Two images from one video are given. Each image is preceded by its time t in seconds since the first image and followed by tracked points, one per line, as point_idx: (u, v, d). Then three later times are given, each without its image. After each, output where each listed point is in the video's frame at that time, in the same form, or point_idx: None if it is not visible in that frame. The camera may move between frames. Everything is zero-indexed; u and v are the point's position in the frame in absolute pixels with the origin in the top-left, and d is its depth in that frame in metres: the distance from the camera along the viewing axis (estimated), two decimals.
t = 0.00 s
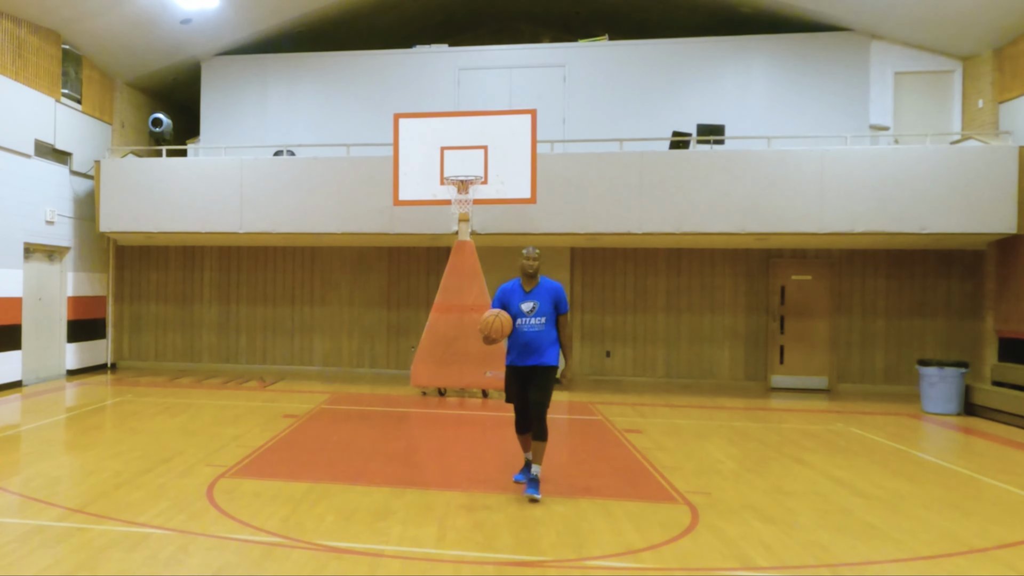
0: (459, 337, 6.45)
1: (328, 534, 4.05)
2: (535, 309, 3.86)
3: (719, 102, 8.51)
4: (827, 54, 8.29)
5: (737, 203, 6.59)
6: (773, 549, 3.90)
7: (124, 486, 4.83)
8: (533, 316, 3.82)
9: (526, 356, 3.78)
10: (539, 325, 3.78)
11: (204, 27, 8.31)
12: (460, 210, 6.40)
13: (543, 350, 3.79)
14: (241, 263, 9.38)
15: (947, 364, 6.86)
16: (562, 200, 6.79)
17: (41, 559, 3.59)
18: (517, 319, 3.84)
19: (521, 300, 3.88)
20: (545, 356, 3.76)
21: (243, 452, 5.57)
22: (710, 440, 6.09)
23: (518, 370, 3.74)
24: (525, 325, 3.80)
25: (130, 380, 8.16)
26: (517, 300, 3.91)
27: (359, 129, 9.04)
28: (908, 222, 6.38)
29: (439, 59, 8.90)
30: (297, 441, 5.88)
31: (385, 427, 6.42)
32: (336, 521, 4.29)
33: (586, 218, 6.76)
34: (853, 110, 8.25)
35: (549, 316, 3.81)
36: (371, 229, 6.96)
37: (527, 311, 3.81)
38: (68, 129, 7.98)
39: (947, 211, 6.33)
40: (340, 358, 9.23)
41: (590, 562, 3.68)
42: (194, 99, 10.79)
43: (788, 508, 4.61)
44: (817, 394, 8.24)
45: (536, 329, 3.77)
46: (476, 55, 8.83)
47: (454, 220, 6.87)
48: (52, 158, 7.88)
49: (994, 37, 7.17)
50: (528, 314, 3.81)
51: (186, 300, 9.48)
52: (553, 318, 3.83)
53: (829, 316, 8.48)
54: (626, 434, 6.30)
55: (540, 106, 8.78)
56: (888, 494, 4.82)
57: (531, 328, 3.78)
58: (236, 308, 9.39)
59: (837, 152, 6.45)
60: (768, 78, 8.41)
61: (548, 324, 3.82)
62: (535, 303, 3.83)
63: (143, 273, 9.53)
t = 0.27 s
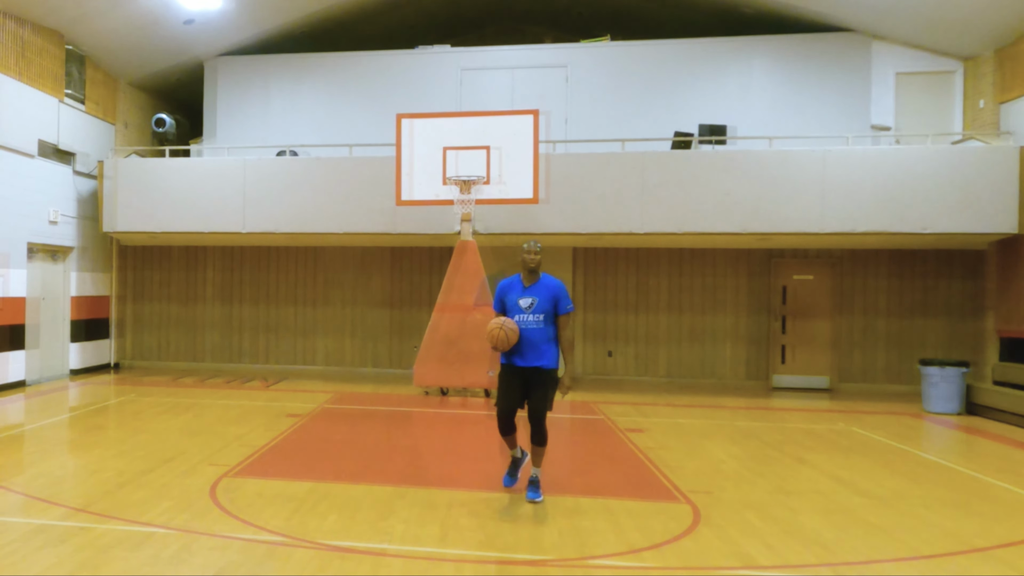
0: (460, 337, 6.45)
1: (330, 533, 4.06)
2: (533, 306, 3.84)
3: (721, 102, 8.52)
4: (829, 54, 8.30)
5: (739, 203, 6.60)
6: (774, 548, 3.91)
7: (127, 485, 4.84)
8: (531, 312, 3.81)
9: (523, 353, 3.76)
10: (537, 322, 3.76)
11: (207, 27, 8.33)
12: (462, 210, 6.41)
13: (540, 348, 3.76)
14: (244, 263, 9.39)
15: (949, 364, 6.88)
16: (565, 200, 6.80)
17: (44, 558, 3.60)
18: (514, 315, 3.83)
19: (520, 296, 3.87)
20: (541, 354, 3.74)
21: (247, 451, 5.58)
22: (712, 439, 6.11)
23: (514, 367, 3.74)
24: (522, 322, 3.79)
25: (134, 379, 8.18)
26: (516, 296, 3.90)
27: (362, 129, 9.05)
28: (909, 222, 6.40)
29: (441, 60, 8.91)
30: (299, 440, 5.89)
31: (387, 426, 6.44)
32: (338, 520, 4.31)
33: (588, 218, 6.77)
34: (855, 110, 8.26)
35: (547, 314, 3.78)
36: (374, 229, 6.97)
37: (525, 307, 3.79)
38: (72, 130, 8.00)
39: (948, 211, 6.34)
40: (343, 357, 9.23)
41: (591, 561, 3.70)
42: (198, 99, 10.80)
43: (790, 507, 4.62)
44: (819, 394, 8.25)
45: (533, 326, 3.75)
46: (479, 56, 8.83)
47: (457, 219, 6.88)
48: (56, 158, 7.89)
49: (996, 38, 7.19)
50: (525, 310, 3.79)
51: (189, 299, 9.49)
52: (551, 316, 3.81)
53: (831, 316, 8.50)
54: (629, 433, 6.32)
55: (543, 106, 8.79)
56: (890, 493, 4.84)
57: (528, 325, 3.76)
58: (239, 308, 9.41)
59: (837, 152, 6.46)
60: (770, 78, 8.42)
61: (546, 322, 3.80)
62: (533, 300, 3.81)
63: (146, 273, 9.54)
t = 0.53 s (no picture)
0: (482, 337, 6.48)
1: (354, 531, 4.11)
2: (526, 309, 3.25)
3: (740, 103, 8.57)
4: (847, 55, 8.33)
5: (761, 204, 6.64)
6: (793, 546, 3.96)
7: (151, 483, 4.89)
8: (524, 316, 3.21)
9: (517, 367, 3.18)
10: (532, 327, 3.18)
11: (230, 29, 8.38)
12: (483, 210, 6.36)
13: (538, 360, 3.17)
14: (267, 263, 9.43)
15: (966, 363, 6.92)
16: (584, 201, 6.85)
17: (70, 556, 3.65)
18: (504, 321, 3.24)
19: (509, 299, 3.27)
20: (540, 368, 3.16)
21: (269, 449, 5.62)
22: (730, 438, 6.15)
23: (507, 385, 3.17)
24: (513, 329, 3.20)
25: (154, 378, 8.25)
26: (505, 298, 3.29)
27: (383, 130, 9.09)
28: (928, 222, 6.44)
29: (461, 61, 8.97)
30: (321, 439, 5.94)
31: (410, 425, 6.48)
32: (361, 518, 4.35)
33: (608, 219, 6.82)
34: (874, 110, 8.28)
35: (542, 318, 3.20)
36: (396, 229, 7.02)
37: (517, 311, 3.19)
38: (96, 131, 8.03)
39: (966, 212, 6.38)
40: (365, 357, 9.28)
41: (611, 559, 3.74)
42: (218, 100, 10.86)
43: (809, 505, 4.67)
44: (836, 393, 8.30)
45: (527, 333, 3.18)
46: (499, 57, 8.88)
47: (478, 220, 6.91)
48: (80, 159, 7.94)
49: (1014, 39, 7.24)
50: (518, 315, 3.19)
51: (212, 299, 9.54)
52: (547, 320, 3.23)
53: (849, 315, 8.55)
54: (648, 432, 6.36)
55: (562, 108, 8.84)
56: (907, 492, 4.88)
57: (522, 331, 3.19)
58: (263, 307, 9.45)
59: (856, 152, 6.51)
60: (788, 80, 8.47)
61: (542, 327, 3.20)
62: (527, 302, 3.23)
63: (169, 273, 9.59)
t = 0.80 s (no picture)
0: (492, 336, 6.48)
1: (364, 530, 4.12)
2: (526, 308, 3.08)
3: (748, 104, 8.58)
4: (853, 55, 8.34)
5: (770, 204, 6.66)
6: (801, 545, 3.97)
7: (160, 482, 4.91)
8: (523, 315, 3.05)
9: (514, 368, 3.03)
10: (531, 327, 3.02)
11: (239, 30, 8.39)
12: (492, 211, 6.36)
13: (537, 361, 3.00)
14: (277, 263, 9.45)
15: (973, 363, 6.94)
16: (593, 201, 6.87)
17: (80, 555, 3.66)
18: (503, 320, 3.10)
19: (509, 296, 3.12)
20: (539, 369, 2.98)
21: (278, 449, 5.64)
22: (738, 437, 6.16)
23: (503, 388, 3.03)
24: (512, 328, 3.05)
25: (163, 378, 8.28)
26: (505, 295, 3.15)
27: (392, 131, 9.11)
28: (935, 222, 6.45)
29: (470, 62, 8.98)
30: (330, 438, 5.96)
31: (420, 425, 6.50)
32: (370, 517, 4.36)
33: (617, 219, 6.83)
34: (881, 111, 8.31)
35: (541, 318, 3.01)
36: (406, 230, 7.03)
37: (516, 310, 3.04)
38: (106, 132, 8.05)
39: (974, 212, 6.39)
40: (374, 357, 9.29)
41: (619, 558, 3.76)
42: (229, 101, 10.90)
43: (817, 505, 4.69)
44: (844, 393, 8.32)
45: (525, 333, 3.02)
46: (508, 59, 8.90)
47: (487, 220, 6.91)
48: (90, 159, 7.95)
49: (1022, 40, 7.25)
50: (517, 313, 3.04)
51: (222, 299, 9.56)
52: (547, 320, 3.04)
53: (857, 315, 8.56)
54: (656, 432, 6.37)
55: (570, 109, 8.85)
56: (915, 491, 4.89)
57: (520, 331, 3.03)
58: (272, 307, 9.47)
59: (864, 153, 6.52)
60: (796, 80, 8.48)
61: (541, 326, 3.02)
62: (526, 301, 3.06)
63: (179, 273, 9.60)
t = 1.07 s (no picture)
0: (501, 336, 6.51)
1: (374, 528, 4.16)
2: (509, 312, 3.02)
3: (754, 106, 8.63)
4: (857, 57, 8.39)
5: (776, 205, 6.71)
6: (807, 542, 4.03)
7: (172, 480, 4.96)
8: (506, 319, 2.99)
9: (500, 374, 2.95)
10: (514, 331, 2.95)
11: (250, 33, 8.44)
12: (501, 211, 6.39)
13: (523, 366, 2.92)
14: (288, 262, 9.49)
15: (977, 363, 6.99)
16: (601, 201, 6.92)
17: (93, 552, 3.72)
18: (486, 326, 3.04)
19: (492, 301, 3.07)
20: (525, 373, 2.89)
21: (289, 447, 5.70)
22: (744, 436, 6.21)
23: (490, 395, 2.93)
24: (495, 334, 2.98)
25: (174, 377, 8.31)
26: (489, 299, 3.10)
27: (402, 133, 9.15)
28: (940, 223, 6.50)
29: (479, 65, 9.03)
30: (340, 437, 6.01)
31: (429, 424, 6.54)
32: (379, 515, 4.42)
33: (624, 219, 6.88)
34: (885, 113, 8.35)
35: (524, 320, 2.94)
36: (415, 230, 7.08)
37: (499, 315, 2.99)
38: (118, 133, 8.10)
39: (979, 213, 6.44)
40: (384, 356, 9.34)
41: (627, 555, 3.81)
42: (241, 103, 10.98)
43: (822, 502, 4.75)
44: (849, 392, 8.37)
45: (508, 338, 2.96)
46: (517, 61, 8.95)
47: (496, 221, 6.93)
48: (103, 160, 8.01)
49: None
50: (499, 318, 2.98)
51: (233, 299, 9.61)
52: (532, 322, 2.97)
53: (861, 315, 8.61)
54: (663, 430, 6.42)
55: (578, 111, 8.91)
56: (919, 489, 4.95)
57: (502, 336, 2.96)
58: (283, 307, 9.52)
59: (870, 154, 6.57)
60: (802, 82, 8.53)
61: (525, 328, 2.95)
62: (508, 305, 3.00)
63: (190, 273, 9.63)
